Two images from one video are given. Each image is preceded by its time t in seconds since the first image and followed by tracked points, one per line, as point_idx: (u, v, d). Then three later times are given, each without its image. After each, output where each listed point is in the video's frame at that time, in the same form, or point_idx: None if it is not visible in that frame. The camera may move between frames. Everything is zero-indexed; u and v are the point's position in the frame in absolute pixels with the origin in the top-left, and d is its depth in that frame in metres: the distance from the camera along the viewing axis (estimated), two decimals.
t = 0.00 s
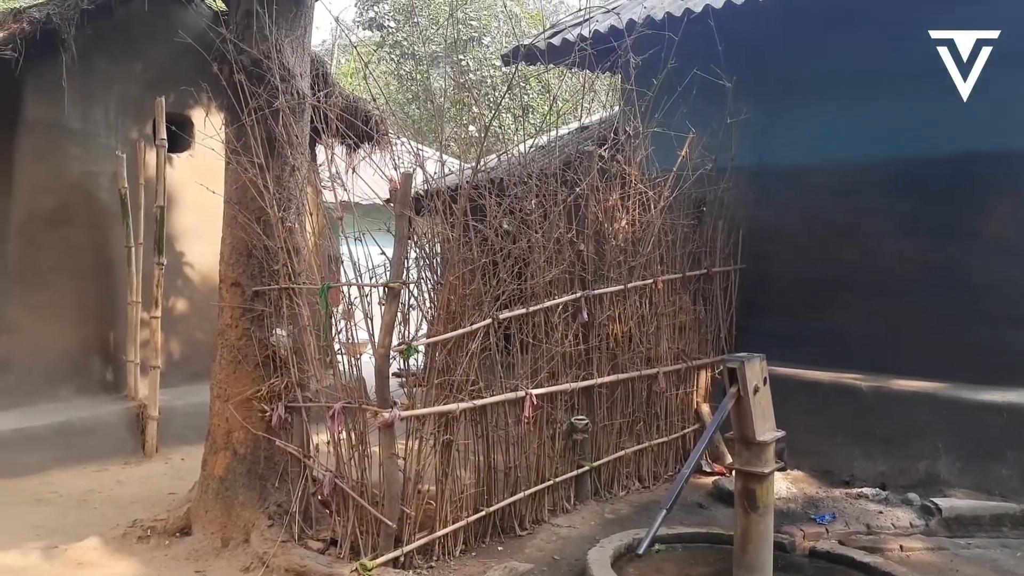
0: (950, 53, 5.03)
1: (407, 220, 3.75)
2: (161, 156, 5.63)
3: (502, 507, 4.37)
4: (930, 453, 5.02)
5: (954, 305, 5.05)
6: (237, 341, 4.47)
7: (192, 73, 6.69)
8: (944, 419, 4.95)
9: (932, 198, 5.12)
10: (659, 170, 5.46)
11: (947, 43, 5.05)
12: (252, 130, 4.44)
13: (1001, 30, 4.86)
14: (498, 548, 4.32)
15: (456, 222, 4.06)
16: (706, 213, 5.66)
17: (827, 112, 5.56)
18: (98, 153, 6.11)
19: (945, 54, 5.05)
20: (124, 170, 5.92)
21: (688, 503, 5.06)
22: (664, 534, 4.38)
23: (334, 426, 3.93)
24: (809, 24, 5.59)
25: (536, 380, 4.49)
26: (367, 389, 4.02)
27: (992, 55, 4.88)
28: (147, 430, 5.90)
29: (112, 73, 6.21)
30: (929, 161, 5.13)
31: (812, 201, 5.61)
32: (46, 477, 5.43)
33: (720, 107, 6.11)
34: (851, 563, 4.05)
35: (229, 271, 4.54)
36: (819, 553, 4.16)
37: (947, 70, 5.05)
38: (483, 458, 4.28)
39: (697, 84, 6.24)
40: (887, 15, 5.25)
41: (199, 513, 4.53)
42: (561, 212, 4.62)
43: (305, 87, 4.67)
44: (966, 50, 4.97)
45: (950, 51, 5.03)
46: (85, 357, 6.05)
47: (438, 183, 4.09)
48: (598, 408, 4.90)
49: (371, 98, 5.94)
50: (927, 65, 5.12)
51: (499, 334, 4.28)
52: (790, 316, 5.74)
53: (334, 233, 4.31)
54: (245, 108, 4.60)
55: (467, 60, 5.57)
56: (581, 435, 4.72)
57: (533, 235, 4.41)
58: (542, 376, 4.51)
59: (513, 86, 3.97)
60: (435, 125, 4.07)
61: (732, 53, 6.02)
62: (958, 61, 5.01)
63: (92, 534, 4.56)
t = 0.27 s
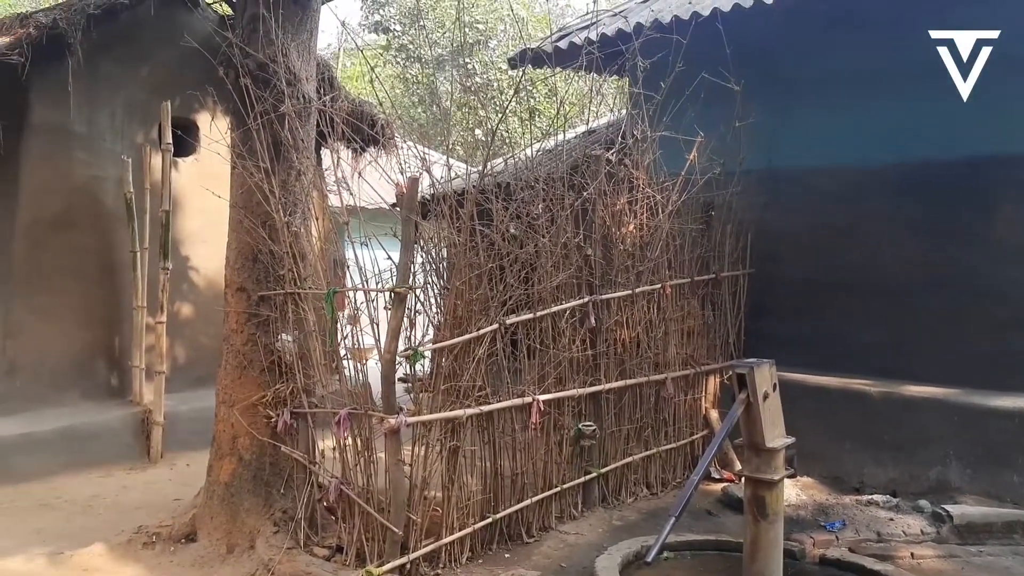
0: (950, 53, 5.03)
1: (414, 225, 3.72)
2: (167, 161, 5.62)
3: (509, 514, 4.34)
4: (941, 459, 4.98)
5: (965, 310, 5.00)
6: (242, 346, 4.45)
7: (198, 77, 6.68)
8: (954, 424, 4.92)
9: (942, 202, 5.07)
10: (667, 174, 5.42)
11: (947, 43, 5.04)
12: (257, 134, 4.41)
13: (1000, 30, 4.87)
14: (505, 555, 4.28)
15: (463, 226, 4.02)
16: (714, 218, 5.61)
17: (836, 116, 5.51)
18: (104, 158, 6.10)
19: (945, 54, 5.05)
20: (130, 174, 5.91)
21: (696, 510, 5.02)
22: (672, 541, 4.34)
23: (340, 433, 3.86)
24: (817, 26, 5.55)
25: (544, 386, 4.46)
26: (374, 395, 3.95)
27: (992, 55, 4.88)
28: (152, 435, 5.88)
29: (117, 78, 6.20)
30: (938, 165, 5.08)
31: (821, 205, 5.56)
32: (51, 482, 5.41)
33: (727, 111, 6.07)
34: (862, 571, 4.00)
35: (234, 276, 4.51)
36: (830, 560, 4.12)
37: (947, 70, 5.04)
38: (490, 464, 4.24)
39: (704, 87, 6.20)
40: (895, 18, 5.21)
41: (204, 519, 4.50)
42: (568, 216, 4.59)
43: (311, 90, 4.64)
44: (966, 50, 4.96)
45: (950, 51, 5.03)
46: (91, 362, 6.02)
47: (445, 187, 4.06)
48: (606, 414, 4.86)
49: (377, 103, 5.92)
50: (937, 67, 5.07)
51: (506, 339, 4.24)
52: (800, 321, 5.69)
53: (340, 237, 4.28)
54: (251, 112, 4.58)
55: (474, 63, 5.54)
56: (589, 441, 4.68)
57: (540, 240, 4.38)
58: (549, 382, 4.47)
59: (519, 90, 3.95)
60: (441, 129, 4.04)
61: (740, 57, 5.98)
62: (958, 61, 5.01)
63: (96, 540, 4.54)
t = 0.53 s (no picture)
0: (950, 53, 5.05)
1: (420, 230, 3.74)
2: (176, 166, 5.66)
3: (515, 518, 4.35)
4: (948, 464, 4.96)
5: (970, 315, 5.00)
6: (249, 351, 4.47)
7: (206, 84, 6.72)
8: (960, 429, 4.91)
9: (947, 207, 5.08)
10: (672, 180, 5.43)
11: (947, 43, 5.06)
12: (265, 140, 4.44)
13: (1000, 30, 4.88)
14: (511, 560, 4.29)
15: (469, 232, 4.05)
16: (720, 223, 5.63)
17: (841, 121, 5.52)
18: (113, 164, 6.14)
19: (945, 54, 5.07)
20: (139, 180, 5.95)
21: (702, 515, 5.02)
22: (678, 546, 4.35)
23: (347, 436, 3.92)
24: (821, 32, 5.56)
25: (549, 391, 4.47)
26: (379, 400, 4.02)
27: (992, 55, 4.90)
28: (160, 440, 5.90)
29: (126, 85, 6.24)
30: (943, 171, 5.09)
31: (827, 210, 5.57)
32: (59, 487, 5.44)
33: (733, 117, 6.09)
34: None
35: (242, 282, 4.54)
36: (835, 565, 4.12)
37: (947, 70, 5.07)
38: (496, 469, 4.26)
39: (710, 93, 6.22)
40: (899, 23, 5.22)
41: (211, 524, 4.52)
42: (574, 221, 4.61)
43: (319, 97, 4.67)
44: (966, 50, 4.98)
45: (950, 50, 5.05)
46: (99, 367, 6.05)
47: (451, 193, 4.09)
48: (612, 419, 4.87)
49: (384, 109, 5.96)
50: (941, 73, 5.09)
51: (512, 344, 4.26)
52: (805, 326, 5.69)
53: (346, 241, 4.34)
54: (259, 119, 4.61)
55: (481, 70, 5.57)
56: (595, 446, 4.69)
57: (546, 245, 4.40)
58: (555, 387, 4.49)
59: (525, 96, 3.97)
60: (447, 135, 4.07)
61: (746, 63, 6.00)
62: (958, 61, 5.03)
63: (105, 544, 4.56)
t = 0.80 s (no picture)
0: (950, 53, 5.04)
1: (426, 236, 3.73)
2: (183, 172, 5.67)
3: (521, 525, 4.34)
4: (956, 471, 4.94)
5: (978, 321, 4.97)
6: (256, 357, 4.48)
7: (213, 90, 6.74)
8: (968, 436, 4.89)
9: (954, 213, 5.05)
10: (679, 186, 5.42)
11: (947, 43, 5.04)
12: (272, 146, 4.45)
13: (1000, 30, 4.88)
14: (518, 566, 4.27)
15: (476, 238, 4.05)
16: (726, 228, 5.61)
17: (848, 127, 5.51)
18: (120, 170, 6.14)
19: (945, 54, 5.06)
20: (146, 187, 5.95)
21: (709, 521, 5.00)
22: (685, 553, 4.34)
23: (354, 443, 3.86)
24: (828, 37, 5.55)
25: (556, 397, 4.46)
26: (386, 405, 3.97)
27: (992, 55, 4.89)
28: (167, 446, 5.91)
29: (134, 92, 6.26)
30: (950, 176, 5.07)
31: (834, 216, 5.55)
32: (66, 493, 5.45)
33: (740, 122, 6.08)
34: None
35: (248, 288, 4.55)
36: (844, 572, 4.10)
37: (947, 70, 5.07)
38: (503, 475, 4.25)
39: (716, 98, 6.21)
40: (906, 28, 5.20)
41: (218, 529, 4.53)
42: (580, 227, 4.61)
43: (325, 103, 4.68)
44: (966, 50, 4.97)
45: (951, 50, 5.03)
46: (107, 374, 6.05)
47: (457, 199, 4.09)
48: (618, 424, 4.86)
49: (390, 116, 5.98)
50: (948, 77, 5.07)
51: (518, 350, 4.26)
52: (812, 331, 5.67)
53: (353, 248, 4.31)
54: (265, 125, 4.62)
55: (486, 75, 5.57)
56: (601, 452, 4.68)
57: (552, 251, 4.40)
58: (562, 393, 4.48)
59: (531, 102, 3.97)
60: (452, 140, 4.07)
61: (752, 68, 5.99)
62: (958, 61, 5.02)
63: (112, 550, 4.56)
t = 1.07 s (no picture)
0: (950, 53, 5.06)
1: (435, 242, 3.73)
2: (191, 178, 5.68)
3: (530, 530, 4.33)
4: (967, 477, 4.90)
5: (989, 326, 4.94)
6: (265, 362, 4.50)
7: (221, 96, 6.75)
8: (979, 442, 4.86)
9: (964, 218, 5.03)
10: (687, 191, 5.40)
11: (947, 43, 5.06)
12: (281, 152, 4.47)
13: (1001, 30, 4.87)
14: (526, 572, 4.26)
15: (484, 243, 4.05)
16: (735, 233, 5.59)
17: (858, 131, 5.49)
18: (130, 176, 6.14)
19: (945, 54, 5.08)
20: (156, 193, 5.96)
21: (718, 527, 4.98)
22: (693, 559, 4.33)
23: (362, 448, 3.92)
24: (837, 42, 5.53)
25: (564, 403, 4.46)
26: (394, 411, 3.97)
27: (992, 55, 4.90)
28: (175, 451, 5.92)
29: (143, 98, 6.26)
30: (960, 181, 5.04)
31: (844, 221, 5.53)
32: (75, 498, 5.47)
33: (748, 127, 6.07)
34: None
35: (257, 293, 4.57)
36: None
37: (948, 70, 5.08)
38: (511, 480, 4.25)
39: (725, 103, 6.21)
40: (915, 32, 5.18)
41: (227, 534, 4.53)
42: (588, 232, 4.60)
43: (334, 109, 4.69)
44: (966, 50, 4.98)
45: (951, 50, 5.05)
46: (115, 379, 6.05)
47: (466, 205, 4.09)
48: (627, 430, 4.84)
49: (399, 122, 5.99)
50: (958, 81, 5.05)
51: (526, 355, 4.26)
52: (821, 336, 5.65)
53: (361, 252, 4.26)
54: (275, 131, 4.63)
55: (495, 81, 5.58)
56: (610, 458, 4.67)
57: (560, 256, 4.39)
58: (570, 398, 4.47)
59: (539, 107, 3.96)
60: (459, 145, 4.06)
61: (760, 73, 5.98)
62: (958, 61, 5.04)
63: (121, 555, 4.57)
